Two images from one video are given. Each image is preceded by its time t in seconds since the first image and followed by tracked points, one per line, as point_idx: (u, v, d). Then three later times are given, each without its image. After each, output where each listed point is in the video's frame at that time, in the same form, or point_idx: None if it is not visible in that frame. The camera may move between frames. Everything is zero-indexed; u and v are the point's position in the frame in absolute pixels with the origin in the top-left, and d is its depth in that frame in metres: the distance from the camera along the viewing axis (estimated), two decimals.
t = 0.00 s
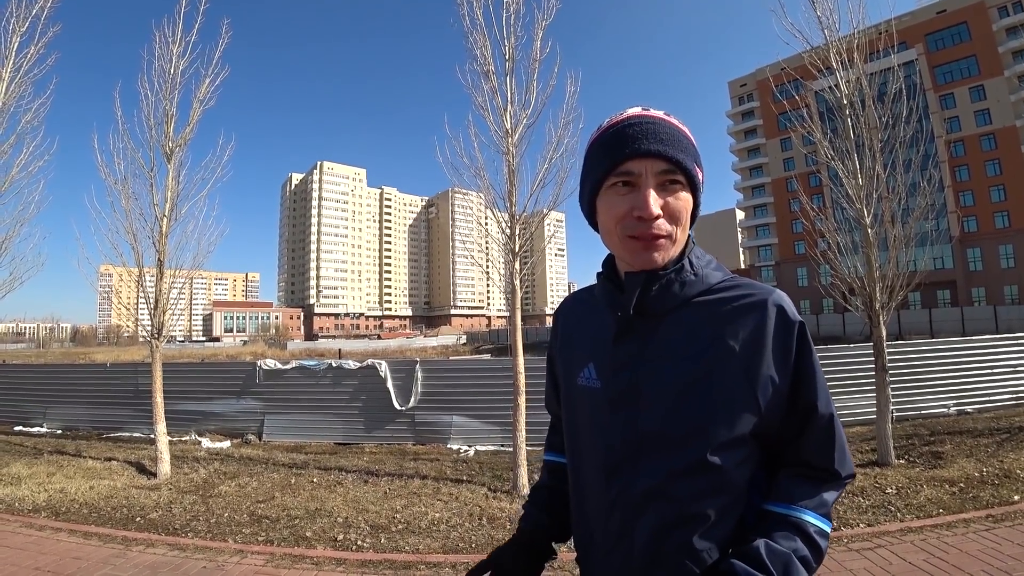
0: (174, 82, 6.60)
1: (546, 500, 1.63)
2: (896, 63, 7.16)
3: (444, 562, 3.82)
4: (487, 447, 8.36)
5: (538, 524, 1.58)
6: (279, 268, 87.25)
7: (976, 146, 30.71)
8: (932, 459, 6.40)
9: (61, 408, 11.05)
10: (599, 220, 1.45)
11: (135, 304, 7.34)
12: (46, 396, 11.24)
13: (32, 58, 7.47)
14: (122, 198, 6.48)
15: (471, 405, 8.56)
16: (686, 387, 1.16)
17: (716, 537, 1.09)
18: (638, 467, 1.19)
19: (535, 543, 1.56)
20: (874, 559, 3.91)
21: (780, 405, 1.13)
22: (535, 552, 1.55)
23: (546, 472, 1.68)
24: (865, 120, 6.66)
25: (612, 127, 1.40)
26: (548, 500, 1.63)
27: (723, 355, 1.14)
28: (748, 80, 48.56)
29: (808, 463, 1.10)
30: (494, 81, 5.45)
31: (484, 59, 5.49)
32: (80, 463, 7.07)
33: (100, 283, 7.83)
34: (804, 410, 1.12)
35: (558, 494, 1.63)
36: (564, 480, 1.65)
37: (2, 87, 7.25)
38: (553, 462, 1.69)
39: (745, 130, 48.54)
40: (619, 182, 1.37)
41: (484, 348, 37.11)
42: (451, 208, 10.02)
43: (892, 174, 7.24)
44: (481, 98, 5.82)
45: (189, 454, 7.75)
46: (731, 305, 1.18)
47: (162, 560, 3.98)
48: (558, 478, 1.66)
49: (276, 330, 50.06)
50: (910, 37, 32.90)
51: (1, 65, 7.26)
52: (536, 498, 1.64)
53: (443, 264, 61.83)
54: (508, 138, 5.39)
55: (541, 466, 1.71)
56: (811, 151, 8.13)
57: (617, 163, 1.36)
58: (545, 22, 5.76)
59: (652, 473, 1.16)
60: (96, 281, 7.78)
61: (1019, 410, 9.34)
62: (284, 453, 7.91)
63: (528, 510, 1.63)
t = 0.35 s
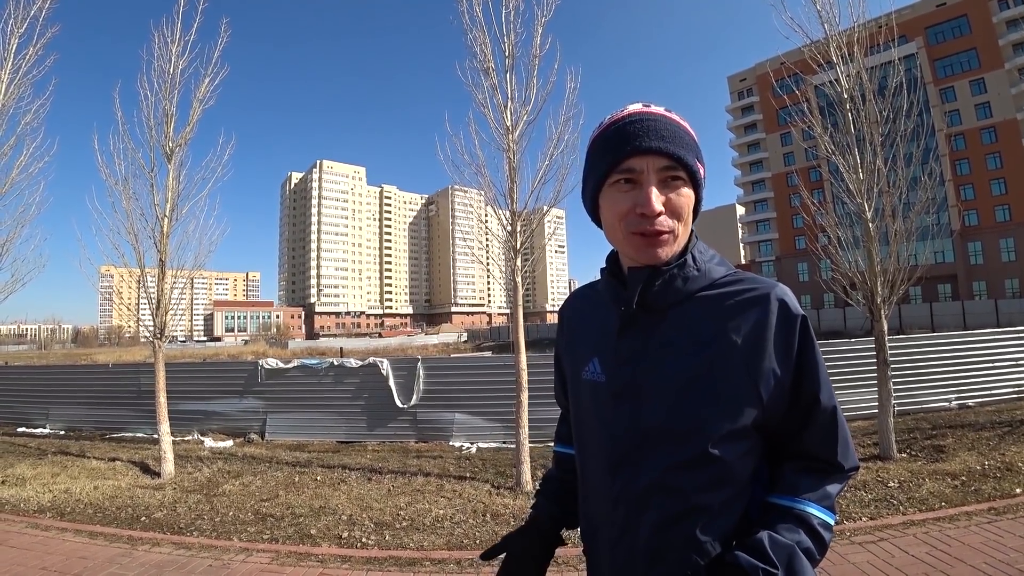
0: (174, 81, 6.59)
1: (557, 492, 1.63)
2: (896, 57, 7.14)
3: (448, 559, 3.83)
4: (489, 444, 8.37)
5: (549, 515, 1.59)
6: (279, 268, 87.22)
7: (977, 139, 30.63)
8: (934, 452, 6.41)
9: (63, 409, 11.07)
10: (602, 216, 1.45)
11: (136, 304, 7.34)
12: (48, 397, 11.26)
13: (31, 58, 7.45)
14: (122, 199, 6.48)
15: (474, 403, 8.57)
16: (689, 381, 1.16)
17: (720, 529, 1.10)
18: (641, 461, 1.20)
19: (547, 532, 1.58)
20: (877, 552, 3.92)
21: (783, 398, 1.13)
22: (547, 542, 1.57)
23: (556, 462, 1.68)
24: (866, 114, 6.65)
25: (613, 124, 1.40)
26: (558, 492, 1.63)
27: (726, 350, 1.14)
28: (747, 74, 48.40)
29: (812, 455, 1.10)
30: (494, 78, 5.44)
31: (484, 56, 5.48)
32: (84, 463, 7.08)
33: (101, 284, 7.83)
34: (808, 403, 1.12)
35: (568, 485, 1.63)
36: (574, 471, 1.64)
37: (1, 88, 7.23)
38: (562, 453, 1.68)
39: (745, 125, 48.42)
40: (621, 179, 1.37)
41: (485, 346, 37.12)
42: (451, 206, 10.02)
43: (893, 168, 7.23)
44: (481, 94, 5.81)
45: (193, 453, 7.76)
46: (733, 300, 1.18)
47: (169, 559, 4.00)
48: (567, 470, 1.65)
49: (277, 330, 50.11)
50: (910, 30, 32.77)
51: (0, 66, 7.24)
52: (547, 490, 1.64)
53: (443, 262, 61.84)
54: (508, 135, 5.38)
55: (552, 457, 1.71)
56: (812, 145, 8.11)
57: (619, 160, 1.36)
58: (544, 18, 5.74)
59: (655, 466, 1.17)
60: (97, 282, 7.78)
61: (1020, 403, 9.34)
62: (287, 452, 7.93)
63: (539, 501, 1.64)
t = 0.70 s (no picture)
0: (176, 82, 6.60)
1: (564, 489, 1.64)
2: (899, 49, 7.09)
3: (456, 554, 3.86)
4: (494, 441, 8.40)
5: (557, 511, 1.60)
6: (281, 267, 87.34)
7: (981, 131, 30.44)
8: (939, 445, 6.40)
9: (70, 409, 11.15)
10: (608, 213, 1.45)
11: (141, 304, 7.39)
12: (55, 397, 11.34)
13: (33, 61, 7.48)
14: (126, 200, 6.50)
15: (478, 399, 8.60)
16: (696, 376, 1.17)
17: (728, 521, 1.11)
18: (649, 455, 1.21)
19: (555, 529, 1.59)
20: (883, 545, 3.93)
21: (789, 391, 1.13)
22: (556, 539, 1.58)
23: (563, 460, 1.69)
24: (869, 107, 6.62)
25: (617, 121, 1.40)
26: (566, 489, 1.64)
27: (732, 344, 1.15)
28: (749, 68, 48.13)
29: (819, 448, 1.10)
30: (496, 75, 5.43)
31: (486, 53, 5.47)
32: (92, 463, 7.14)
33: (106, 285, 7.87)
34: (814, 396, 1.12)
35: (576, 482, 1.64)
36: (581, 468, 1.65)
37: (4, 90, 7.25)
38: (569, 451, 1.69)
39: (747, 119, 48.22)
40: (625, 175, 1.37)
41: (488, 343, 37.19)
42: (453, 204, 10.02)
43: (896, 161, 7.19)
44: (482, 92, 5.80)
45: (200, 452, 7.82)
46: (739, 295, 1.19)
47: (179, 557, 4.03)
48: (575, 468, 1.66)
49: (281, 329, 50.24)
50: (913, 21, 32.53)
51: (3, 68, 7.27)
52: (554, 488, 1.65)
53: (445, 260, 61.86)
54: (511, 131, 5.38)
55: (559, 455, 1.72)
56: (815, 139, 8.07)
57: (623, 157, 1.36)
58: (545, 14, 5.72)
59: (663, 460, 1.18)
60: (102, 283, 7.82)
61: None
62: (293, 450, 7.98)
63: (547, 498, 1.65)
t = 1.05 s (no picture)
0: (181, 82, 6.63)
1: (572, 490, 1.64)
2: (903, 51, 7.08)
3: (459, 555, 3.86)
4: (496, 441, 8.40)
5: (566, 511, 1.60)
6: (283, 267, 87.44)
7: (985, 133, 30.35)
8: (942, 447, 6.38)
9: (73, 408, 11.17)
10: (609, 218, 1.46)
11: (144, 303, 7.42)
12: (58, 396, 11.38)
13: (39, 60, 7.51)
14: (131, 199, 6.53)
15: (480, 400, 8.60)
16: (696, 376, 1.17)
17: (726, 522, 1.10)
18: (649, 454, 1.21)
19: (563, 528, 1.59)
20: (885, 547, 3.92)
21: (788, 392, 1.13)
22: (566, 540, 1.59)
23: (573, 461, 1.70)
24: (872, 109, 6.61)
25: (617, 128, 1.41)
26: (574, 491, 1.64)
27: (732, 345, 1.14)
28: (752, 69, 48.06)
29: (820, 449, 1.09)
30: (500, 76, 5.43)
31: (490, 54, 5.47)
32: (95, 462, 7.16)
33: (110, 284, 7.90)
34: (813, 398, 1.11)
35: (584, 483, 1.64)
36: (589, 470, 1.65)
37: (9, 90, 7.29)
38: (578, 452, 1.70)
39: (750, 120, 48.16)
40: (625, 180, 1.38)
41: (489, 343, 37.18)
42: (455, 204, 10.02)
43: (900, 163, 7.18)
44: (486, 93, 5.81)
45: (203, 451, 7.84)
46: (738, 297, 1.18)
47: (182, 555, 4.04)
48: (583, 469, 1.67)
49: (283, 328, 50.33)
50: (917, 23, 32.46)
51: (9, 69, 7.32)
52: (563, 489, 1.66)
53: (447, 260, 61.90)
54: (514, 133, 5.38)
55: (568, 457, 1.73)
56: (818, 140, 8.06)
57: (622, 162, 1.36)
58: (549, 15, 5.73)
59: (663, 459, 1.18)
60: (106, 282, 7.85)
61: None
62: (295, 450, 8.00)
63: (556, 498, 1.65)
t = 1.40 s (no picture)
0: (185, 80, 6.64)
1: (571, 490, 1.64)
2: (906, 56, 7.07)
3: (458, 555, 3.86)
4: (495, 442, 8.40)
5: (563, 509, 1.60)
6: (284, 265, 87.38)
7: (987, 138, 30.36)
8: (942, 453, 6.37)
9: (73, 404, 11.18)
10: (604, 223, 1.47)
11: (145, 300, 7.42)
12: (58, 392, 11.39)
13: (43, 56, 7.52)
14: (134, 196, 6.53)
15: (480, 400, 8.60)
16: (689, 378, 1.16)
17: (715, 524, 1.09)
18: (643, 453, 1.21)
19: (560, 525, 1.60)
20: (885, 552, 3.91)
21: (783, 398, 1.11)
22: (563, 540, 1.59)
23: (573, 462, 1.69)
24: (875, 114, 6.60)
25: (609, 136, 1.41)
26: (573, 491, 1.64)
27: (726, 348, 1.14)
28: (755, 72, 48.08)
29: (813, 456, 1.07)
30: (503, 78, 5.44)
31: (493, 56, 5.48)
32: (95, 458, 7.16)
33: (112, 281, 7.91)
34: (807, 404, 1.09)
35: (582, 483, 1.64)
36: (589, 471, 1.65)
37: (13, 86, 7.30)
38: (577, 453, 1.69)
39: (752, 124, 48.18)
40: (613, 187, 1.38)
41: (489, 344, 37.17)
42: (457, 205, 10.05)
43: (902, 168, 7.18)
44: (489, 93, 5.81)
45: (202, 449, 7.83)
46: (733, 300, 1.18)
47: (181, 553, 4.04)
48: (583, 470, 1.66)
49: (283, 326, 50.34)
50: (920, 28, 32.47)
51: (13, 64, 7.33)
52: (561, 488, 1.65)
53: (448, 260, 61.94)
54: (517, 134, 5.38)
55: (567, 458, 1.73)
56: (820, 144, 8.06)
57: (610, 170, 1.37)
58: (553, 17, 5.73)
59: (655, 460, 1.17)
60: (107, 278, 7.86)
61: None
62: (295, 448, 7.99)
63: (554, 497, 1.65)
